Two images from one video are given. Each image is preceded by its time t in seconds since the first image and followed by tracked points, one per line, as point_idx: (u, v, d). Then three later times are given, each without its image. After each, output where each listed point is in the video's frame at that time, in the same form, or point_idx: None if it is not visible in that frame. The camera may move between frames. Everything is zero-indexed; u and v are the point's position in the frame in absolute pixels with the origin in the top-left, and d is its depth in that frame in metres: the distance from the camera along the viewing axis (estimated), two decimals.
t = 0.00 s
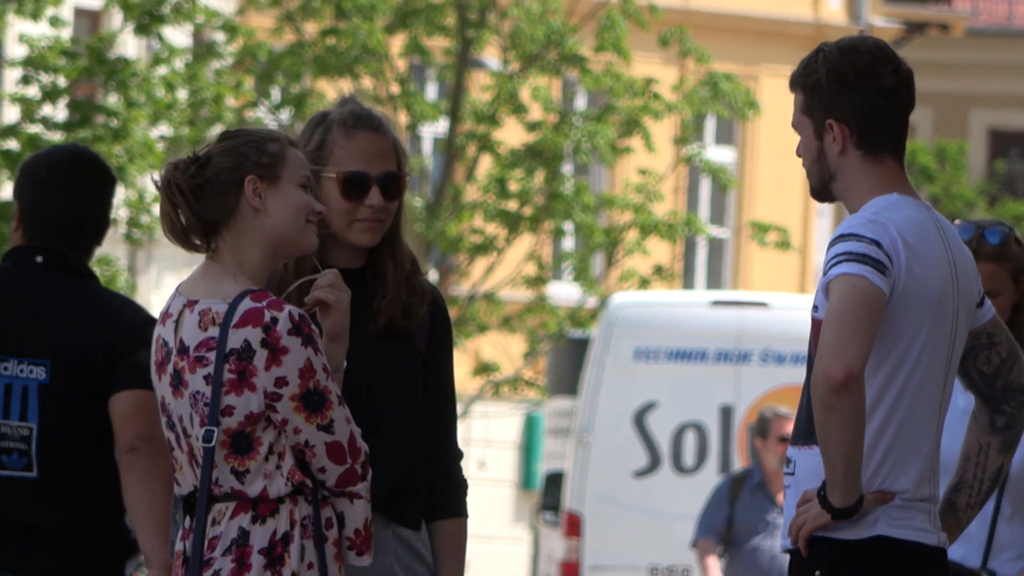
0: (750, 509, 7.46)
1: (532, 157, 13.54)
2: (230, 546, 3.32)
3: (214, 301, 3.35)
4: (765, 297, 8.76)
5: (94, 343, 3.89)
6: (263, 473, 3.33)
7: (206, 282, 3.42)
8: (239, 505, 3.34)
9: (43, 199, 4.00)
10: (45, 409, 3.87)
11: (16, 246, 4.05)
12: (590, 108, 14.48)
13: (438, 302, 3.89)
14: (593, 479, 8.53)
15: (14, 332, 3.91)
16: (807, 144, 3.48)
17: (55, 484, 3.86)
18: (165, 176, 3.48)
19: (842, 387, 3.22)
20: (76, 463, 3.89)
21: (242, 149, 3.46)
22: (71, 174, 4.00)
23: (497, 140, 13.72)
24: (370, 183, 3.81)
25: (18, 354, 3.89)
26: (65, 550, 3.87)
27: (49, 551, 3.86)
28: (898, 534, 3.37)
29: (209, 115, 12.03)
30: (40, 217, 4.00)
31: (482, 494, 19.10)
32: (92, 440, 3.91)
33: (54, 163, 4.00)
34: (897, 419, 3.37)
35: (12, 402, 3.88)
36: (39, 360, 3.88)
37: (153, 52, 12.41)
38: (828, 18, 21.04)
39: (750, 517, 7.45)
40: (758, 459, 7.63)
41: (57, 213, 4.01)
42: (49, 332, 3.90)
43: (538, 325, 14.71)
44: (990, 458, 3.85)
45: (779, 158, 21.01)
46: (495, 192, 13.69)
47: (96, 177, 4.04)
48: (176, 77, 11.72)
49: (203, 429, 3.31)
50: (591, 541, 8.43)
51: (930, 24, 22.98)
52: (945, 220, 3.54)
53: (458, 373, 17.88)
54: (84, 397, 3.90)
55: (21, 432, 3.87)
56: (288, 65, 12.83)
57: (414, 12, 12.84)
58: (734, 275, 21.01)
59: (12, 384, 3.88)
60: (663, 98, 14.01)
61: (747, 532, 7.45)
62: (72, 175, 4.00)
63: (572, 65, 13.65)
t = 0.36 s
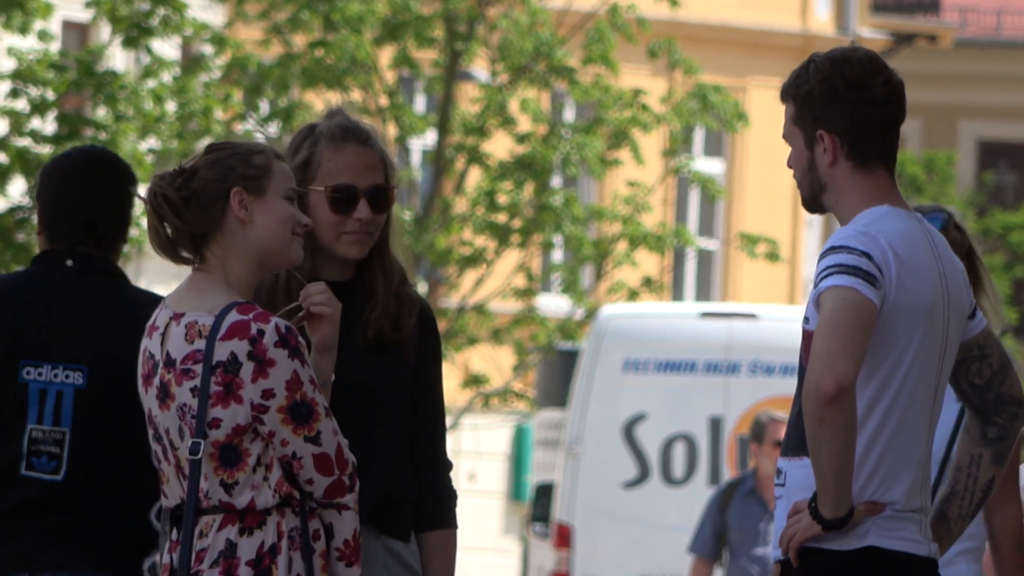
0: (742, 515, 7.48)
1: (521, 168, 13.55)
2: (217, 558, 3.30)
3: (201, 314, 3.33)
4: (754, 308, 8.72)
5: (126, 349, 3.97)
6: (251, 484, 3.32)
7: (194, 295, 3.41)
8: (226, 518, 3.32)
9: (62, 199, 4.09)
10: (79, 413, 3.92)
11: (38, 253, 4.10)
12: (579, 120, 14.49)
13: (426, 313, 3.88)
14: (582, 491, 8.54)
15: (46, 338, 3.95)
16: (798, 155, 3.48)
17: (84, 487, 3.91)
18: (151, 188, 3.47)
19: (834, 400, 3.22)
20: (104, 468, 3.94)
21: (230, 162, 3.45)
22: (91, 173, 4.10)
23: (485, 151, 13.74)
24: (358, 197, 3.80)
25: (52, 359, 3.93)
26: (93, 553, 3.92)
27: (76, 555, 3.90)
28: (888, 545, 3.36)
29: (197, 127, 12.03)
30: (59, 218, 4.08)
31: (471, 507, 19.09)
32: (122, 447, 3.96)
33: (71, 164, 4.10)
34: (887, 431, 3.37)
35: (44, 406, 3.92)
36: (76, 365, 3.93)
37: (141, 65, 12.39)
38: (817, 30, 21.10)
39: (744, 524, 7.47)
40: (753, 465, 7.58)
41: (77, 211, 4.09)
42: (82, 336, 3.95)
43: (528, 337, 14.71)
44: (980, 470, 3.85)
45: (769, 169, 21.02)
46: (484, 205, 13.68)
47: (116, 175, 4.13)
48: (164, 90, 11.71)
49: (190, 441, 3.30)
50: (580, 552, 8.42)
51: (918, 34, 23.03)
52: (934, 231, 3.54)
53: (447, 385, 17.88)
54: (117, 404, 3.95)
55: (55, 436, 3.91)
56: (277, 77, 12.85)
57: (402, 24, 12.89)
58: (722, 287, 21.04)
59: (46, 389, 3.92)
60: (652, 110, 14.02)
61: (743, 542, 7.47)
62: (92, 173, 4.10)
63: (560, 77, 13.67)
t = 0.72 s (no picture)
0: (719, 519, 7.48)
1: (510, 172, 13.56)
2: (208, 564, 3.31)
3: (191, 320, 3.34)
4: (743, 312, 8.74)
5: (111, 346, 4.11)
6: (242, 490, 3.32)
7: (182, 300, 3.40)
8: (217, 523, 3.32)
9: (46, 208, 4.24)
10: (67, 411, 4.07)
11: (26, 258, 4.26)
12: (568, 124, 14.52)
13: (415, 318, 3.88)
14: (572, 496, 8.54)
15: (33, 341, 4.09)
16: (787, 158, 3.49)
17: (77, 485, 4.06)
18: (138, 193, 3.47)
19: (825, 405, 3.23)
20: (96, 464, 4.08)
21: (216, 167, 3.45)
22: (76, 178, 4.25)
23: (475, 156, 13.75)
24: (346, 202, 3.80)
25: (39, 359, 4.08)
26: (89, 547, 4.07)
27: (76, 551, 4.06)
28: (877, 549, 3.37)
29: (186, 133, 12.07)
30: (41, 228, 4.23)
31: (461, 511, 19.10)
32: (109, 443, 4.10)
33: (56, 170, 4.24)
34: (876, 434, 3.38)
35: (35, 407, 4.08)
36: (62, 365, 4.08)
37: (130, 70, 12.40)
38: (805, 34, 21.15)
39: (719, 530, 7.48)
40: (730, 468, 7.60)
41: (61, 217, 4.23)
42: (67, 336, 4.09)
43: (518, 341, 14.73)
44: (969, 473, 3.83)
45: (758, 172, 21.05)
46: (473, 209, 13.69)
47: (101, 178, 4.28)
48: (153, 95, 11.71)
49: (182, 448, 3.30)
50: (570, 557, 8.44)
51: (907, 38, 23.06)
52: (924, 235, 3.55)
53: (437, 390, 17.89)
54: (104, 398, 4.09)
55: (47, 436, 4.07)
56: (266, 83, 12.86)
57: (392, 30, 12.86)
58: (712, 290, 21.08)
59: (35, 389, 4.07)
60: (641, 115, 14.03)
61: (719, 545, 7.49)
62: (77, 180, 4.25)
63: (549, 81, 13.69)
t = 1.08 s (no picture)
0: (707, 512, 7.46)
1: (501, 167, 13.57)
2: (200, 558, 3.31)
3: (182, 315, 3.34)
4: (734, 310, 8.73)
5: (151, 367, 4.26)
6: (234, 486, 3.32)
7: (174, 296, 3.41)
8: (209, 518, 3.33)
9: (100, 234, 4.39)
10: (108, 424, 4.21)
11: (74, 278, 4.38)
12: (558, 120, 14.54)
13: (409, 313, 3.88)
14: (562, 490, 8.57)
15: (79, 352, 4.24)
16: (780, 153, 3.50)
17: (112, 502, 4.17)
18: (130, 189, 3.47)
19: (817, 401, 3.24)
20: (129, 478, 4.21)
21: (207, 162, 3.44)
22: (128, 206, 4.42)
23: (465, 151, 13.75)
24: (338, 197, 3.80)
25: (83, 372, 4.23)
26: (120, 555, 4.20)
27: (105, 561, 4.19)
28: (867, 544, 3.38)
29: (176, 129, 12.11)
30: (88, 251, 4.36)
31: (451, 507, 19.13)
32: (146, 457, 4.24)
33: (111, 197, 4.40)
34: (867, 428, 3.39)
35: (76, 419, 4.21)
36: (106, 380, 4.23)
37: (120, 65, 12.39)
38: (796, 29, 21.17)
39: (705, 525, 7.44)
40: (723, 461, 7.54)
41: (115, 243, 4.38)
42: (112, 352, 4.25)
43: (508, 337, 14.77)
44: (959, 470, 3.84)
45: (749, 167, 21.05)
46: (463, 204, 13.69)
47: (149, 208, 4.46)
48: (144, 91, 11.71)
49: (172, 443, 3.30)
50: (560, 551, 8.49)
51: (898, 34, 23.08)
52: (915, 231, 3.56)
53: (427, 385, 17.91)
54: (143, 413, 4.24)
55: (86, 447, 4.20)
56: (256, 78, 12.86)
57: (382, 25, 12.83)
58: (702, 286, 21.14)
59: (78, 401, 4.22)
60: (631, 110, 14.05)
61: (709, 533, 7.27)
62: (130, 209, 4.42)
63: (540, 77, 13.71)
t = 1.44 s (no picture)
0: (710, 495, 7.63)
1: (500, 153, 13.56)
2: (199, 546, 3.31)
3: (180, 303, 3.34)
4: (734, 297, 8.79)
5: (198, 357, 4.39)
6: (232, 474, 3.32)
7: (172, 284, 3.40)
8: (207, 505, 3.33)
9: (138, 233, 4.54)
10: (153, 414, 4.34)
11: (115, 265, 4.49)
12: (557, 106, 14.52)
13: (408, 300, 3.88)
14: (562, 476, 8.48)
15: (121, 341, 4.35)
16: (787, 135, 3.50)
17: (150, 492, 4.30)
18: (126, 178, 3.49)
19: (817, 386, 3.24)
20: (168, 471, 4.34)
21: (202, 149, 3.44)
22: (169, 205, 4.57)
23: (463, 138, 13.74)
24: (339, 183, 3.78)
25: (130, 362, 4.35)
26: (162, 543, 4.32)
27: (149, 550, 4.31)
28: (866, 529, 3.39)
29: (175, 116, 12.11)
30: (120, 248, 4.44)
31: (451, 493, 19.15)
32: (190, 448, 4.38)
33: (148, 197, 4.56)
34: (866, 413, 3.39)
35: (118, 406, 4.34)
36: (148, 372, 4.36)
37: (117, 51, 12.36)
38: (794, 15, 21.17)
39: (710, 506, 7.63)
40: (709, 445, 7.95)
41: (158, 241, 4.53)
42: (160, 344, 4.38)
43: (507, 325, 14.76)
44: (958, 456, 3.84)
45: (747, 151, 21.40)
46: (462, 190, 13.67)
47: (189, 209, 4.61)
48: (142, 79, 11.69)
49: (170, 431, 3.30)
50: (560, 539, 8.35)
51: (897, 19, 23.05)
52: (914, 217, 3.56)
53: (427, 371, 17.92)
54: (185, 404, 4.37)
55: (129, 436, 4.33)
56: (254, 65, 12.86)
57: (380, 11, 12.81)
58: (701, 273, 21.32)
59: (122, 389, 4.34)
60: (630, 97, 14.04)
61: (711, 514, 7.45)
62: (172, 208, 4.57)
63: (538, 64, 13.71)
